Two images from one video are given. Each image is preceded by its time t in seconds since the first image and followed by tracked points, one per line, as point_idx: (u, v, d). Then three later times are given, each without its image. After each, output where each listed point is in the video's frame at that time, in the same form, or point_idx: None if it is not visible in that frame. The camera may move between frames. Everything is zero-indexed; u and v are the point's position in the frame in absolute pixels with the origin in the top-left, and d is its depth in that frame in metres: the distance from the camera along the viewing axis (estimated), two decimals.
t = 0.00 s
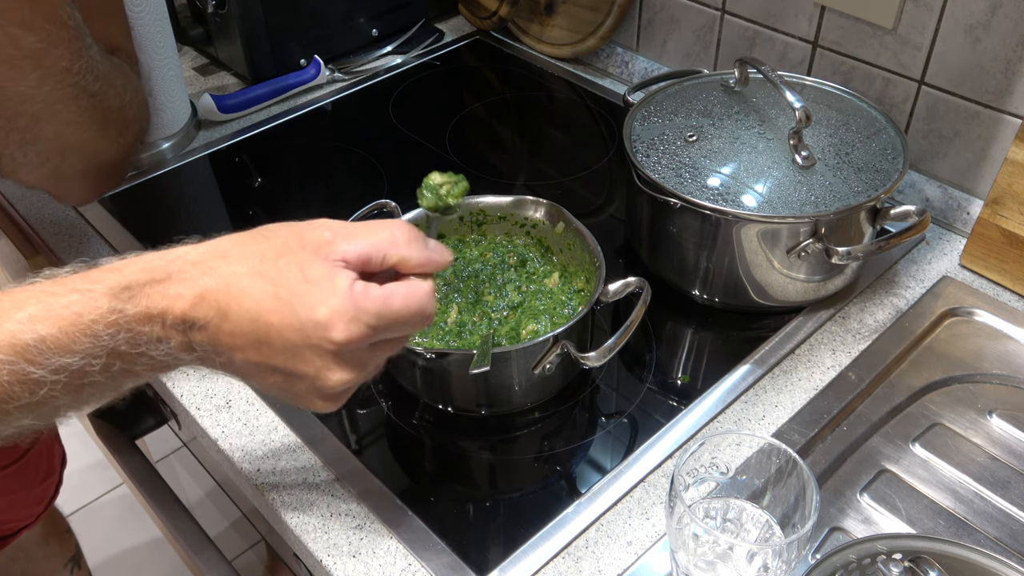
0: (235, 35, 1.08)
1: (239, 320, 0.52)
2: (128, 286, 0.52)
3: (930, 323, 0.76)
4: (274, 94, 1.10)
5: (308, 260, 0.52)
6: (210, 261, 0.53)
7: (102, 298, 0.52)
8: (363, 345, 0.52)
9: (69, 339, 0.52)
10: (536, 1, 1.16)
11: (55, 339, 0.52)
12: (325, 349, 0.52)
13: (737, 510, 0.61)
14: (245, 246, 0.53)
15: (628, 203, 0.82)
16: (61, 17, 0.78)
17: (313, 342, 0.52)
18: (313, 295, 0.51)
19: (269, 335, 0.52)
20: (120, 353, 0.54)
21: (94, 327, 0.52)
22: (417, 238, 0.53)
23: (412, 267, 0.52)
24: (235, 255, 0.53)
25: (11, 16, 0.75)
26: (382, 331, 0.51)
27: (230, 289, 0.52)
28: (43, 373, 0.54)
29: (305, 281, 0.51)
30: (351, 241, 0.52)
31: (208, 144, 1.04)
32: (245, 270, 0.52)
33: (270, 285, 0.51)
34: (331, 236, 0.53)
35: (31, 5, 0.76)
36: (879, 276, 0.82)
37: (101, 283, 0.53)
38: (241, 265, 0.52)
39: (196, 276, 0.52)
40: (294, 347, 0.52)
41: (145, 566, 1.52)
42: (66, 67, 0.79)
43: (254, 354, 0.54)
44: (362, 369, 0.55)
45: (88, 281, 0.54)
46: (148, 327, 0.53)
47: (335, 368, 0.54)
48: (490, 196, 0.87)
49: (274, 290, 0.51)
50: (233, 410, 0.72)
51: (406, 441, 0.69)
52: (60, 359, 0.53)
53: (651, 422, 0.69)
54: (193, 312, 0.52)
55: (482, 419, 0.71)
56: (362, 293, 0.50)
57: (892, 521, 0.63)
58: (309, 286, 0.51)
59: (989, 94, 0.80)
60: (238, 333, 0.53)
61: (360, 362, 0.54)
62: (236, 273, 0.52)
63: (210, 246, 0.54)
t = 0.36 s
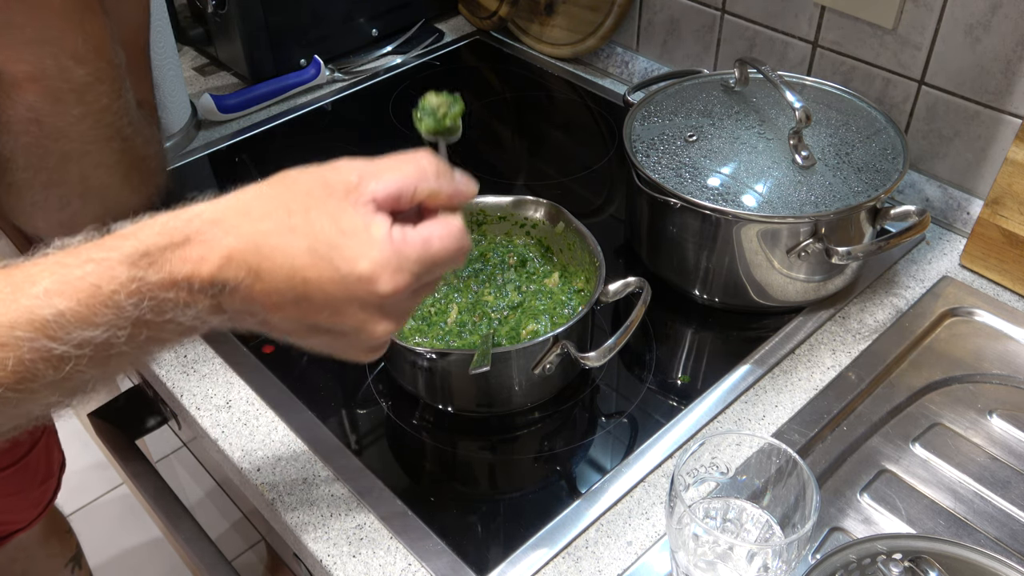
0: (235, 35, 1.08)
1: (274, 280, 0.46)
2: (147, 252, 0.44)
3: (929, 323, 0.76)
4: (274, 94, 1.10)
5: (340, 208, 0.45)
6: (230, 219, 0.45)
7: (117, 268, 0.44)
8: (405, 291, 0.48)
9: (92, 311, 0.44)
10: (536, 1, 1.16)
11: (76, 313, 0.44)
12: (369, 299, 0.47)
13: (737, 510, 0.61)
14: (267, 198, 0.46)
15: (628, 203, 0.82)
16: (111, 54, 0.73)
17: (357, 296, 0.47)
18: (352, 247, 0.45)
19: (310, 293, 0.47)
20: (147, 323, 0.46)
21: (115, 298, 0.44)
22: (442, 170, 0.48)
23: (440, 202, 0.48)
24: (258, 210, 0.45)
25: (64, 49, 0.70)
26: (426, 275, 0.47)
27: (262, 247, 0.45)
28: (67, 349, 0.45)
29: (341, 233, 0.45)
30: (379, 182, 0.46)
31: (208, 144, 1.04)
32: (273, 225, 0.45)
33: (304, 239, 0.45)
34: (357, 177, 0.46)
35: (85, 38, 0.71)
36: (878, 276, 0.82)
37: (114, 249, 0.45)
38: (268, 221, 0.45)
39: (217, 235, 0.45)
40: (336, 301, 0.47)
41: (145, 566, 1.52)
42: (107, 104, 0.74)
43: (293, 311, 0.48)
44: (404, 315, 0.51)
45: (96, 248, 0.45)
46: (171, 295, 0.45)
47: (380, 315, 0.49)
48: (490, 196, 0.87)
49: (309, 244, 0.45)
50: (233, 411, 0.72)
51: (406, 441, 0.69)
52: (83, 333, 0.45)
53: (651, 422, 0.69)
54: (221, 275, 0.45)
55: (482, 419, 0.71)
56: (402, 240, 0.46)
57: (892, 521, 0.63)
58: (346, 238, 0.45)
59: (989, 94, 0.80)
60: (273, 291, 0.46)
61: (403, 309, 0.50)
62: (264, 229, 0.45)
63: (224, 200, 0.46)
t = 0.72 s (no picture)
0: (235, 35, 1.08)
1: (296, 191, 0.42)
2: (149, 186, 0.42)
3: (930, 323, 0.76)
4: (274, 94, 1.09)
5: (350, 102, 0.41)
6: (236, 135, 0.42)
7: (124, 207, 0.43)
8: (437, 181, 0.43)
9: (102, 259, 0.44)
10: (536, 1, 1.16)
11: (87, 263, 0.44)
12: (401, 195, 0.43)
13: (738, 510, 0.61)
14: (270, 105, 0.42)
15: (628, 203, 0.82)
16: (151, 89, 0.71)
17: (390, 192, 0.43)
18: (372, 140, 0.41)
19: (336, 200, 0.43)
20: (163, 264, 0.45)
21: (125, 240, 0.43)
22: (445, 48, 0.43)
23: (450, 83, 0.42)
24: (265, 122, 0.42)
25: (110, 83, 0.68)
26: (455, 161, 0.43)
27: (276, 159, 0.41)
28: (85, 303, 0.45)
29: (358, 126, 0.41)
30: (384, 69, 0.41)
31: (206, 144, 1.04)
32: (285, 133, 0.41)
33: (320, 141, 0.41)
34: (361, 68, 0.42)
35: (130, 72, 0.68)
36: (878, 276, 0.82)
37: (117, 189, 0.43)
38: (276, 130, 0.41)
39: (224, 155, 0.42)
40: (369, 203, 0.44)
41: (145, 567, 1.52)
42: (143, 138, 0.73)
43: (321, 224, 0.45)
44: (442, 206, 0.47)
45: (100, 189, 0.44)
46: (185, 228, 0.43)
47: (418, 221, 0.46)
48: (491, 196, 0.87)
49: (327, 145, 0.41)
50: (233, 410, 0.72)
51: (406, 441, 0.70)
52: (98, 284, 0.44)
53: (651, 422, 0.69)
54: (238, 196, 0.42)
55: (482, 419, 0.71)
56: (423, 124, 0.41)
57: (892, 521, 0.63)
58: (364, 130, 0.41)
59: (989, 94, 0.80)
60: (298, 205, 0.43)
61: (440, 198, 0.46)
62: (276, 140, 0.41)
63: (226, 118, 0.43)
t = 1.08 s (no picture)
0: (235, 35, 1.11)
1: (308, 162, 0.42)
2: (163, 166, 0.42)
3: (930, 323, 0.76)
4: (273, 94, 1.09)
5: (357, 67, 0.40)
6: (245, 109, 0.42)
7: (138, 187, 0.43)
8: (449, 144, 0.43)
9: (119, 242, 0.44)
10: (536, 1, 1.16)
11: (104, 246, 0.44)
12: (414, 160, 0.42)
13: (737, 510, 0.61)
14: (277, 77, 0.42)
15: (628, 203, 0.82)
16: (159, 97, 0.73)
17: (402, 157, 0.42)
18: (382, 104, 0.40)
19: (350, 168, 0.42)
20: (179, 244, 0.45)
21: (141, 221, 0.43)
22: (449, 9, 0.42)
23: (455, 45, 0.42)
24: (274, 94, 0.41)
25: (119, 90, 0.68)
26: (466, 122, 0.42)
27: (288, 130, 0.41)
28: (106, 287, 0.45)
29: (367, 91, 0.40)
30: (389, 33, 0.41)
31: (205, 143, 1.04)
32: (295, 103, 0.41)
33: (330, 109, 0.41)
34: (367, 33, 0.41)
35: (139, 79, 0.69)
36: (878, 276, 0.82)
37: (131, 170, 0.43)
38: (285, 101, 0.41)
39: (235, 129, 0.41)
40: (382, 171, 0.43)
41: (145, 567, 1.52)
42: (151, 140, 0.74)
43: (336, 195, 0.44)
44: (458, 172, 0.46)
45: (114, 173, 0.44)
46: (200, 207, 0.43)
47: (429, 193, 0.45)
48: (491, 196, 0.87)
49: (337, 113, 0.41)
50: (233, 411, 0.72)
51: (407, 441, 0.70)
52: (117, 267, 0.44)
53: (651, 423, 0.69)
54: (252, 170, 0.42)
55: (482, 419, 0.71)
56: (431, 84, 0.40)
57: (892, 521, 0.63)
58: (373, 95, 0.40)
59: (989, 94, 0.80)
60: (311, 177, 0.43)
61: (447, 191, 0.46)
62: (286, 111, 0.41)
63: (235, 93, 0.43)
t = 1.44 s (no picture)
0: (235, 35, 1.10)
1: (313, 164, 0.42)
2: (167, 171, 0.42)
3: (930, 323, 0.76)
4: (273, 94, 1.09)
5: (360, 70, 0.41)
6: (249, 114, 0.42)
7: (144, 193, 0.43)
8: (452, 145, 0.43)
9: (125, 246, 0.44)
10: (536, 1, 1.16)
11: (110, 251, 0.44)
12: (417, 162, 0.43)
13: (737, 510, 0.61)
14: (281, 81, 0.42)
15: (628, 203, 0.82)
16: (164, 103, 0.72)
17: (406, 159, 0.42)
18: (385, 106, 0.40)
19: (354, 171, 0.42)
20: (184, 248, 0.45)
21: (147, 226, 0.43)
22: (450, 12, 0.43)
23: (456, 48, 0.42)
24: (278, 99, 0.41)
25: (125, 97, 0.68)
26: (468, 123, 0.42)
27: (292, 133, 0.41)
28: (110, 292, 0.45)
29: (370, 93, 0.40)
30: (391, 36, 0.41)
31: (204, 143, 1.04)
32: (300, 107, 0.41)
33: (334, 111, 0.41)
34: (369, 37, 0.41)
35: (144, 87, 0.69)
36: (879, 276, 0.82)
37: (136, 175, 0.43)
38: (289, 105, 0.41)
39: (240, 132, 0.41)
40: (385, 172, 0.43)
41: (146, 567, 1.52)
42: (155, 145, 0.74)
43: (340, 198, 0.44)
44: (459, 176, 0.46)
45: (118, 177, 0.44)
46: (205, 210, 0.43)
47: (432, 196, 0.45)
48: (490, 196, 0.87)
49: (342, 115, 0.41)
50: (233, 411, 0.72)
51: (407, 441, 0.70)
52: (122, 272, 0.45)
53: (651, 422, 0.69)
54: (256, 174, 0.42)
55: (483, 419, 0.71)
56: (434, 85, 0.41)
57: (892, 521, 0.63)
58: (377, 96, 0.40)
59: (989, 94, 0.80)
60: (316, 180, 0.43)
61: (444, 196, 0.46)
62: (290, 115, 0.41)
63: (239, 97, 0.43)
